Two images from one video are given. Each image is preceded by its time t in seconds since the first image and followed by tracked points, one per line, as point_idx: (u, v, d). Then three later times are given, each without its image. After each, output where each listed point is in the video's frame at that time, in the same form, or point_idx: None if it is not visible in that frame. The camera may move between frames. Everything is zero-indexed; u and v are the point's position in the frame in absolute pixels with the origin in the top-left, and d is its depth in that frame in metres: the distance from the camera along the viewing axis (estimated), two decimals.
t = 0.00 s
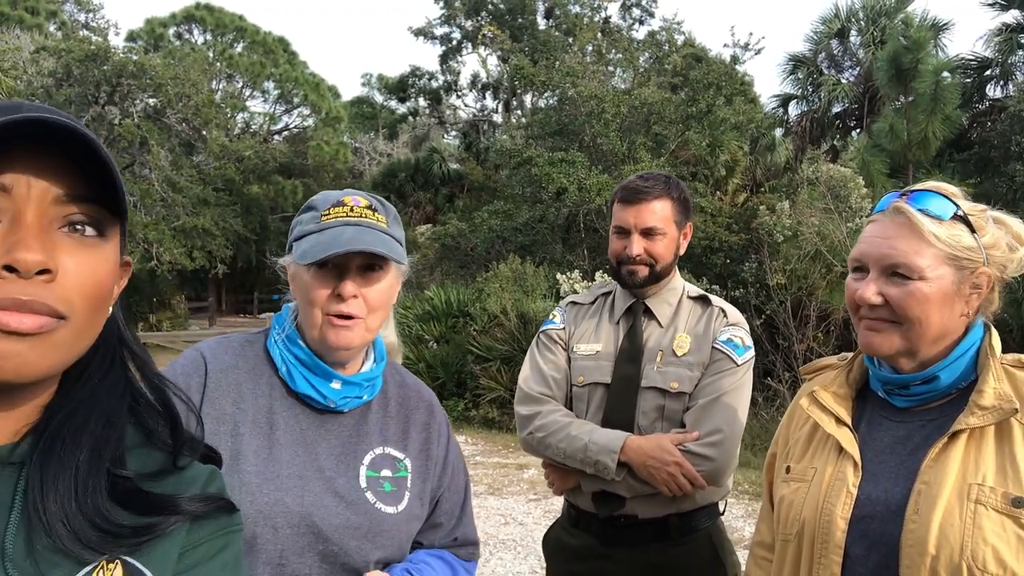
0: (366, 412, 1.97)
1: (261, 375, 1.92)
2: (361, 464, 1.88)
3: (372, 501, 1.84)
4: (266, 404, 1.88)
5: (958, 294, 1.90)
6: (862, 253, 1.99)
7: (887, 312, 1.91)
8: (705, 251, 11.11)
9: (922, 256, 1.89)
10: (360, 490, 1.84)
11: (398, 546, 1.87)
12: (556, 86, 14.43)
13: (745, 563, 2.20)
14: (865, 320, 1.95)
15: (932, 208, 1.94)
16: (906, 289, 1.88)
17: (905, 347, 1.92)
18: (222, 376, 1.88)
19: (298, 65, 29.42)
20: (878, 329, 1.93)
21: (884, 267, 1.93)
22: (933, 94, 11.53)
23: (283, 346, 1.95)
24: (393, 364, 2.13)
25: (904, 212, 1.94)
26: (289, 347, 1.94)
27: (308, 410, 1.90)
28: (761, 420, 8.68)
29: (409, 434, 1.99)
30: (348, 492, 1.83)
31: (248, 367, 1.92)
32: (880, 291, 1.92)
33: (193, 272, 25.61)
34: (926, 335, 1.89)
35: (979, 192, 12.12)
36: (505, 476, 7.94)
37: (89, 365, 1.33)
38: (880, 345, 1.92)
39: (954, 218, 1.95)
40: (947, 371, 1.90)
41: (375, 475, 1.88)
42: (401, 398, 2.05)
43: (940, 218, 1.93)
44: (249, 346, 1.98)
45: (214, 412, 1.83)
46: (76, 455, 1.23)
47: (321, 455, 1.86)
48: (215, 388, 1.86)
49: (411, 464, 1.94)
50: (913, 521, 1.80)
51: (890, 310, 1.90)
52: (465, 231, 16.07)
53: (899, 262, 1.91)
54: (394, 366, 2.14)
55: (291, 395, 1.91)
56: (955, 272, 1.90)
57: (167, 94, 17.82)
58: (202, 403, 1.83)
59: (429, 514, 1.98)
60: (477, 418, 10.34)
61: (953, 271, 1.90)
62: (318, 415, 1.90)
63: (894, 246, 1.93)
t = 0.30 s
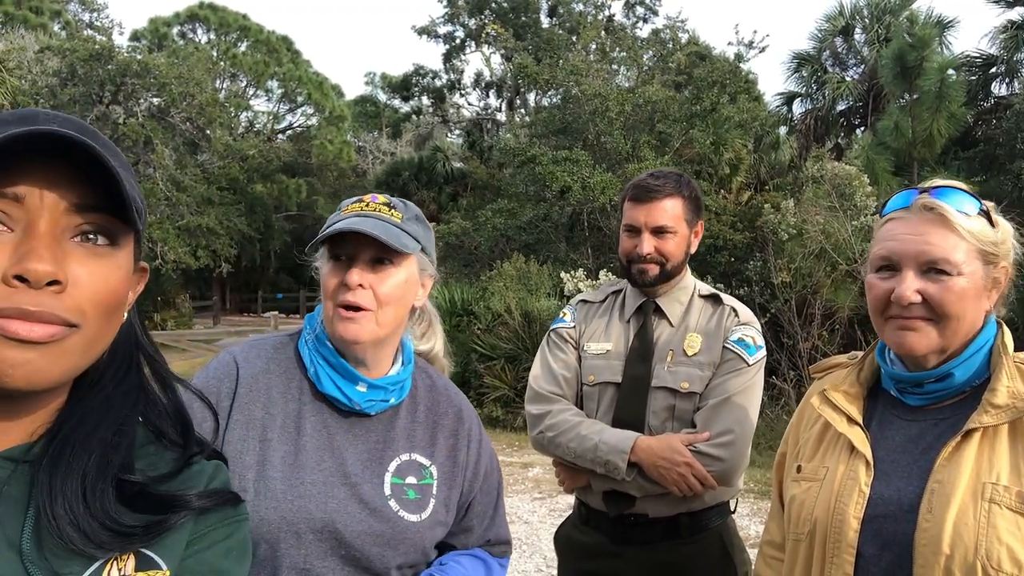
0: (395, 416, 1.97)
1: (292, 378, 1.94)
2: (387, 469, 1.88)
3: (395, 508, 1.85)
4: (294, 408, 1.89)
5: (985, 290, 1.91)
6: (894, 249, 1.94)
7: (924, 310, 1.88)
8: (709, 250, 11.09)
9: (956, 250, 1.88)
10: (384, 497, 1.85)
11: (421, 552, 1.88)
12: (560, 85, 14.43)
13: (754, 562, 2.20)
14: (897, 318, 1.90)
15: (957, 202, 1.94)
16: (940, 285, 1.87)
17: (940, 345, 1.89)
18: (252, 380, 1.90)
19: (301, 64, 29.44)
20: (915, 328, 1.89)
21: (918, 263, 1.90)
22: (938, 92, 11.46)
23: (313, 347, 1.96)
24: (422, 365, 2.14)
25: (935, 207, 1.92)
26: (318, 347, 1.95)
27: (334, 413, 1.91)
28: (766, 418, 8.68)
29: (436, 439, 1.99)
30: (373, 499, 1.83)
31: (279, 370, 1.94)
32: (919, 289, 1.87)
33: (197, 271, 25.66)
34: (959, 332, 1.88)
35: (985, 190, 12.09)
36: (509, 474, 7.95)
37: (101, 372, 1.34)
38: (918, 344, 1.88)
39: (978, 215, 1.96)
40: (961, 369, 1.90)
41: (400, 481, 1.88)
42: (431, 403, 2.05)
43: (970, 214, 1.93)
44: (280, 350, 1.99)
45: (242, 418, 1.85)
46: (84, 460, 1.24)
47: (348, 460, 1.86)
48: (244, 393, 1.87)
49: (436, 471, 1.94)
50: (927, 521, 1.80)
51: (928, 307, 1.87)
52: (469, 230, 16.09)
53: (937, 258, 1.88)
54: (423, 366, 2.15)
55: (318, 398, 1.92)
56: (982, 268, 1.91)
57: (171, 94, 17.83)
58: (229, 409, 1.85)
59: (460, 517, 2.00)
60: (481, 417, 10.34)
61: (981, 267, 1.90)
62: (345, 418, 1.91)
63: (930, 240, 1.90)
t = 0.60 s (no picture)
0: (406, 405, 1.97)
1: (304, 374, 1.94)
2: (399, 454, 1.88)
3: (409, 492, 1.84)
4: (308, 401, 1.90)
5: (999, 289, 1.92)
6: (909, 250, 1.93)
7: (941, 311, 1.87)
8: (713, 250, 11.08)
9: (972, 250, 1.88)
10: (398, 482, 1.84)
11: (438, 536, 1.88)
12: (563, 85, 14.44)
13: (761, 564, 2.20)
14: (912, 318, 1.90)
15: (971, 203, 1.93)
16: (958, 285, 1.86)
17: (954, 345, 1.89)
18: (265, 378, 1.91)
19: (305, 65, 29.47)
20: (932, 329, 1.88)
21: (934, 264, 1.89)
22: (942, 92, 11.46)
23: (323, 342, 1.97)
24: (430, 360, 2.14)
25: (951, 207, 1.91)
26: (329, 342, 1.96)
27: (347, 403, 1.92)
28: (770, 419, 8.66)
29: (449, 426, 1.98)
30: (386, 482, 1.83)
31: (291, 368, 1.95)
32: (935, 290, 1.87)
33: (201, 271, 25.75)
34: (975, 331, 1.89)
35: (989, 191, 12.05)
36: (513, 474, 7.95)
37: (125, 375, 1.35)
38: (934, 344, 1.88)
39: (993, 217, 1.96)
40: (970, 370, 1.89)
41: (413, 467, 1.88)
42: (441, 392, 2.04)
43: (984, 215, 1.93)
44: (292, 349, 2.00)
45: (258, 406, 1.87)
46: (106, 460, 1.25)
47: (360, 449, 1.86)
48: (257, 389, 1.88)
49: (449, 456, 1.94)
50: (937, 524, 1.79)
51: (945, 309, 1.87)
52: (473, 230, 16.09)
53: (954, 258, 1.88)
54: (431, 360, 2.15)
55: (331, 390, 1.93)
56: (997, 268, 1.91)
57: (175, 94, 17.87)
58: (245, 400, 1.86)
59: (476, 505, 2.00)
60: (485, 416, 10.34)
61: (995, 267, 1.91)
62: (358, 408, 1.92)
63: (946, 241, 1.89)
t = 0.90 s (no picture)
0: (416, 400, 2.00)
1: (316, 375, 1.94)
2: (416, 446, 1.91)
3: (431, 480, 1.87)
4: (322, 400, 1.90)
5: (1009, 293, 1.92)
6: (920, 254, 1.92)
7: (953, 316, 1.87)
8: (716, 250, 11.07)
9: (982, 254, 1.88)
10: (419, 471, 1.87)
11: (458, 523, 1.92)
12: (566, 84, 14.44)
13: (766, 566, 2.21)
14: (923, 322, 1.90)
15: (980, 206, 1.93)
16: (969, 290, 1.86)
17: (965, 350, 1.89)
18: (278, 379, 1.90)
19: (308, 64, 29.50)
20: (942, 332, 1.88)
21: (945, 268, 1.89)
22: (946, 91, 11.41)
23: (332, 345, 1.97)
24: (434, 359, 2.15)
25: (961, 211, 1.91)
26: (338, 344, 1.96)
27: (360, 400, 1.93)
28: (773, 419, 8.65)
29: (458, 418, 2.02)
30: (407, 471, 1.85)
31: (302, 369, 1.94)
32: (947, 294, 1.87)
33: (205, 271, 25.81)
34: (986, 335, 1.89)
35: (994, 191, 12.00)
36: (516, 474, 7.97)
37: (140, 379, 1.37)
38: (945, 348, 1.88)
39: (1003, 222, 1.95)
40: (978, 374, 1.89)
41: (430, 457, 1.91)
42: (447, 388, 2.08)
43: (992, 219, 1.92)
44: (301, 353, 2.00)
45: (273, 405, 1.85)
46: (123, 463, 1.26)
47: (378, 443, 1.87)
48: (272, 389, 1.87)
49: (463, 446, 1.98)
50: (944, 528, 1.79)
51: (956, 313, 1.87)
52: (476, 230, 16.09)
53: (964, 262, 1.87)
54: (433, 360, 2.16)
55: (345, 389, 1.94)
56: (1007, 271, 1.91)
57: (178, 94, 17.89)
58: (262, 403, 1.85)
59: (487, 494, 2.04)
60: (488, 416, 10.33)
61: (1005, 271, 1.91)
62: (372, 405, 1.93)
63: (956, 245, 1.89)
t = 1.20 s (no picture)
0: (425, 400, 2.02)
1: (329, 378, 1.95)
2: (432, 444, 1.94)
3: (450, 475, 1.91)
4: (339, 401, 1.91)
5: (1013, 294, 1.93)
6: (924, 258, 1.94)
7: (959, 319, 1.88)
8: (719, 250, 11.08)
9: (988, 257, 1.89)
10: (437, 467, 1.91)
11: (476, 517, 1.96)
12: (569, 85, 14.45)
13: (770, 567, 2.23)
14: (928, 326, 1.92)
15: (984, 209, 1.94)
16: (975, 292, 1.88)
17: (970, 352, 1.90)
18: (294, 382, 1.90)
19: (311, 65, 29.57)
20: (948, 335, 1.90)
21: (951, 271, 1.90)
22: (950, 91, 11.40)
23: (344, 346, 1.98)
24: (437, 360, 2.18)
25: (964, 215, 1.92)
26: (350, 346, 1.98)
27: (373, 401, 1.95)
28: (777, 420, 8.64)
29: (466, 416, 2.06)
30: (425, 469, 1.88)
31: (315, 371, 1.95)
32: (953, 297, 1.88)
33: (209, 272, 25.91)
34: (992, 337, 1.90)
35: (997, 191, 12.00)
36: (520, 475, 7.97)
37: (141, 401, 1.39)
38: (951, 351, 1.90)
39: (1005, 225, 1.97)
40: (980, 378, 1.91)
41: (446, 453, 1.95)
42: (450, 387, 2.11)
43: (995, 222, 1.94)
44: (312, 356, 2.00)
45: (295, 403, 1.86)
46: (121, 488, 1.28)
47: (396, 442, 1.90)
48: (293, 391, 1.87)
49: (473, 442, 2.02)
50: (947, 530, 1.81)
51: (962, 316, 1.88)
52: (479, 230, 16.11)
53: (970, 266, 1.89)
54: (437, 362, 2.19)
55: (359, 390, 1.95)
56: (1011, 274, 1.92)
57: (182, 95, 17.95)
58: (280, 406, 1.84)
59: (496, 488, 2.08)
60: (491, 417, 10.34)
61: (1010, 273, 1.92)
62: (386, 405, 1.95)
63: (961, 249, 1.90)
